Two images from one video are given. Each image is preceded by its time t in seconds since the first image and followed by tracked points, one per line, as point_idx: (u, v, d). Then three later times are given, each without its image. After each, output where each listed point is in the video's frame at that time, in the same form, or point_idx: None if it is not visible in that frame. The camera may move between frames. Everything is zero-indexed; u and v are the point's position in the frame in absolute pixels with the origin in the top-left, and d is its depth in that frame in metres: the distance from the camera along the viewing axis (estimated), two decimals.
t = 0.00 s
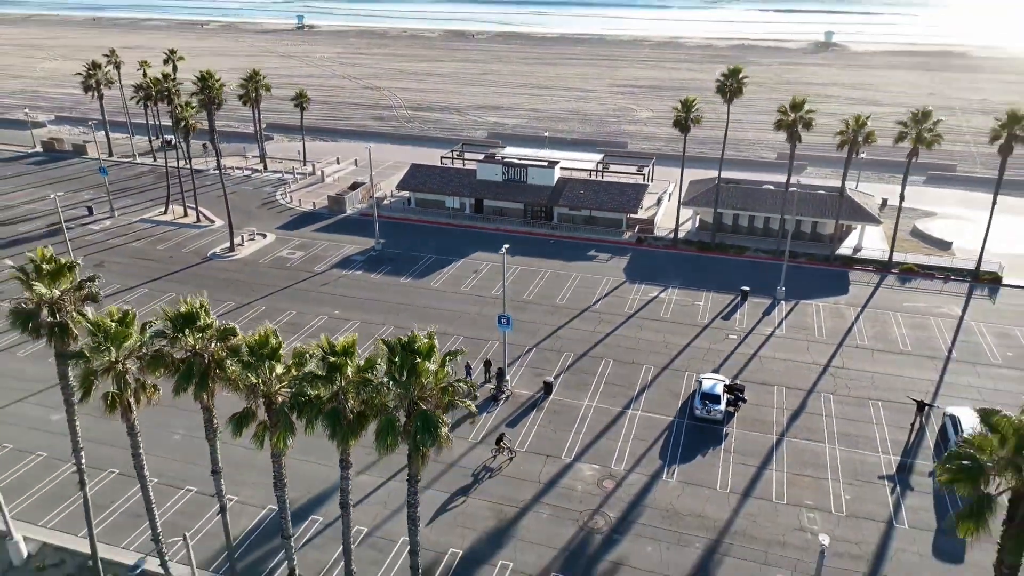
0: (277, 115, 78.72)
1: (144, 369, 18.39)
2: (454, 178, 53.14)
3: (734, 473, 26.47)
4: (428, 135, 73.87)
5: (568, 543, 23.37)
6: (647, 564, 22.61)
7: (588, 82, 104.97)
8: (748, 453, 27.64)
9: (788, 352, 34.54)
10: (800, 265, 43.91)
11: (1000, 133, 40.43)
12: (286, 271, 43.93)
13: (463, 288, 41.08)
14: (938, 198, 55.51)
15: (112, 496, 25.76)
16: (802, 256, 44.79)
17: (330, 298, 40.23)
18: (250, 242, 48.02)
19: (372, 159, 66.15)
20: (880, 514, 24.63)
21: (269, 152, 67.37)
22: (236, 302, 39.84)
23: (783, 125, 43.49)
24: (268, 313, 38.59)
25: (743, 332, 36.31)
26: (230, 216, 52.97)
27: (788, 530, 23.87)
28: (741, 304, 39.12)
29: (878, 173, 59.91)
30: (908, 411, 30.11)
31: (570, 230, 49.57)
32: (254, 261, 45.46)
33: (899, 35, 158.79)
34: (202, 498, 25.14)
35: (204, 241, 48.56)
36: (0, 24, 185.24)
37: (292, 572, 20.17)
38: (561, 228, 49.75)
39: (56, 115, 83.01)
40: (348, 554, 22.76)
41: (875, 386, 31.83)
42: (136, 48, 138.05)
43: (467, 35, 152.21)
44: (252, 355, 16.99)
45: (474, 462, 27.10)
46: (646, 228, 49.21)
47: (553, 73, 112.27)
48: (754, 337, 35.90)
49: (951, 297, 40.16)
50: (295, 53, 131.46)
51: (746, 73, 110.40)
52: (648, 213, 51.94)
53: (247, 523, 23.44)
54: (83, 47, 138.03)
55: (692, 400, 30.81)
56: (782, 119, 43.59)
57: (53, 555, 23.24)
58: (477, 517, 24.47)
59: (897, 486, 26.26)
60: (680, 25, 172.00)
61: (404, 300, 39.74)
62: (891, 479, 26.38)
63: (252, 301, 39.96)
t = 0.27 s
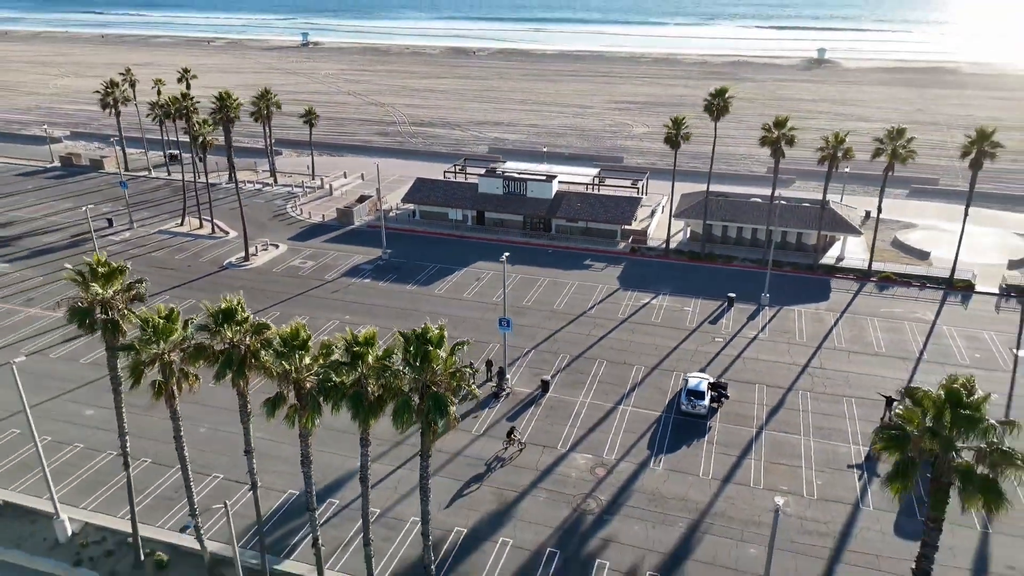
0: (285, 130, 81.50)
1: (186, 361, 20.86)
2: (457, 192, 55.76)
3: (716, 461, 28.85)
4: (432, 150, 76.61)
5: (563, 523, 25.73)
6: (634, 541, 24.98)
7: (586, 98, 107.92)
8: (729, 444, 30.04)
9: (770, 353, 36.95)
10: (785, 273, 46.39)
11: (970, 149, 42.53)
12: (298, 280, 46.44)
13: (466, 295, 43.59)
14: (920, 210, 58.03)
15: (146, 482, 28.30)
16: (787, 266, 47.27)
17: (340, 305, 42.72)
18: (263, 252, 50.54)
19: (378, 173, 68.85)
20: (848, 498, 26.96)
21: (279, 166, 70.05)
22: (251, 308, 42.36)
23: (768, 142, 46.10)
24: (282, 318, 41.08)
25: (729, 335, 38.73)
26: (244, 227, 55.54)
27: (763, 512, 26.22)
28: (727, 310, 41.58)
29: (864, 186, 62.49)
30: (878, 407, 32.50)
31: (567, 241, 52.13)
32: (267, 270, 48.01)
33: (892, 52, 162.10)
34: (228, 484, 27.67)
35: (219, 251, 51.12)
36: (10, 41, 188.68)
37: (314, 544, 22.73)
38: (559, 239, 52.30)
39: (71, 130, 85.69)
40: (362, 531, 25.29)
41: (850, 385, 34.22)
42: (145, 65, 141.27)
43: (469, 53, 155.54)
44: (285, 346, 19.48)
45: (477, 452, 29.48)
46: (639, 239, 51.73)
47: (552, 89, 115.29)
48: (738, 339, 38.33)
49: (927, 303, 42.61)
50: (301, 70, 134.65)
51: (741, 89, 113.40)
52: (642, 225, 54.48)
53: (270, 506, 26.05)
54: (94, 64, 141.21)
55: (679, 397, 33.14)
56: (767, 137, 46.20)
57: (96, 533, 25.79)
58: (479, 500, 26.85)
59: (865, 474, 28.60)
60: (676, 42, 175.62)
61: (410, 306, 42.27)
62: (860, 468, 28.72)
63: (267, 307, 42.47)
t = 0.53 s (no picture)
0: (292, 145, 84.39)
1: (222, 354, 23.43)
2: (459, 203, 58.52)
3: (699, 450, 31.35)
4: (434, 164, 79.44)
5: (558, 505, 28.25)
6: (622, 520, 27.49)
7: (583, 113, 110.95)
8: (712, 435, 32.56)
9: (752, 354, 39.51)
10: (769, 281, 49.04)
11: (941, 163, 45.35)
12: (309, 287, 49.08)
13: (468, 301, 46.23)
14: (901, 220, 60.77)
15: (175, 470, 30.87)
16: (771, 273, 49.96)
17: (350, 310, 45.36)
18: (275, 261, 53.21)
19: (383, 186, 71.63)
20: (819, 483, 29.47)
21: (287, 179, 72.81)
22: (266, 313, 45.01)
23: (752, 156, 49.01)
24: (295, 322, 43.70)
25: (715, 337, 41.34)
26: (255, 238, 58.22)
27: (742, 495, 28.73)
28: (714, 314, 44.19)
29: (848, 197, 65.23)
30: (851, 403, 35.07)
31: (564, 250, 54.84)
32: (279, 277, 50.66)
33: (883, 67, 165.65)
34: (251, 471, 30.26)
35: (233, 260, 53.78)
36: (18, 56, 191.93)
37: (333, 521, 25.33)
38: (556, 249, 55.00)
39: (85, 145, 88.55)
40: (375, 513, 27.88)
41: (825, 382, 36.80)
42: (152, 80, 144.36)
43: (469, 68, 158.89)
44: (311, 340, 22.04)
45: (479, 444, 32.01)
46: (632, 248, 54.44)
47: (550, 104, 118.41)
48: (724, 341, 40.94)
49: (902, 308, 45.25)
50: (305, 85, 137.79)
51: (734, 104, 116.53)
52: (635, 235, 57.21)
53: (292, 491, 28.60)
54: (102, 79, 144.34)
55: (667, 394, 35.66)
56: (751, 151, 49.11)
57: (132, 515, 28.41)
58: (481, 485, 29.38)
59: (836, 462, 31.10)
60: (672, 57, 179.22)
61: (415, 311, 44.92)
62: (831, 457, 31.24)
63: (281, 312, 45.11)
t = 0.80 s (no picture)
0: (299, 158, 87.28)
1: (250, 351, 26.12)
2: (460, 215, 61.27)
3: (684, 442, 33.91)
4: (436, 177, 82.26)
5: (554, 492, 30.79)
6: (612, 505, 30.05)
7: (580, 127, 113.99)
8: (697, 429, 35.15)
9: (737, 356, 42.10)
10: (755, 288, 51.71)
11: (915, 177, 47.94)
12: (319, 294, 51.71)
13: (470, 307, 48.87)
14: (884, 230, 63.47)
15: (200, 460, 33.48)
16: (757, 281, 52.67)
17: (358, 315, 48.00)
18: (285, 270, 55.86)
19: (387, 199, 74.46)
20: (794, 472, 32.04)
21: (295, 192, 75.61)
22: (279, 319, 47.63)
23: (738, 170, 51.82)
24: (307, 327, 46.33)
25: (702, 340, 43.98)
26: (266, 248, 60.93)
27: (722, 482, 31.31)
28: (701, 319, 46.83)
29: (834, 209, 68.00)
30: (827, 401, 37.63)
31: (561, 259, 57.55)
32: (290, 285, 53.29)
33: (874, 81, 169.17)
34: (271, 461, 32.83)
35: (246, 269, 56.46)
36: (26, 70, 195.36)
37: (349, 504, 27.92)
38: (553, 258, 57.71)
39: (98, 158, 91.39)
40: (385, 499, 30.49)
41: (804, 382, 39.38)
42: (159, 94, 147.53)
43: (469, 82, 162.26)
44: (332, 336, 24.72)
45: (481, 438, 34.58)
46: (626, 258, 57.14)
47: (548, 118, 121.49)
48: (710, 344, 43.55)
49: (879, 314, 47.91)
50: (309, 99, 140.92)
51: (727, 118, 119.59)
52: (629, 245, 59.93)
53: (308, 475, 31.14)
54: (110, 93, 147.50)
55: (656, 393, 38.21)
56: (737, 166, 51.90)
57: (162, 500, 30.97)
58: (483, 474, 31.94)
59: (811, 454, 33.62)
60: (668, 71, 182.72)
61: (420, 316, 47.57)
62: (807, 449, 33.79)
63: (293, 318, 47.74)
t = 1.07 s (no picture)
0: (306, 172, 90.41)
1: (275, 350, 28.96)
2: (463, 226, 64.23)
3: (670, 435, 36.73)
4: (438, 189, 85.34)
5: (549, 481, 33.57)
6: (602, 491, 32.87)
7: (578, 141, 117.27)
8: (682, 424, 37.95)
9: (722, 359, 44.92)
10: (742, 296, 54.60)
11: (890, 191, 50.90)
12: (329, 301, 54.58)
13: (471, 313, 51.73)
14: (868, 241, 66.39)
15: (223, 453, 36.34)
16: (744, 289, 55.57)
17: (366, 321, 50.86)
18: (296, 278, 58.78)
19: (392, 211, 77.50)
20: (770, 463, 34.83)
21: (303, 204, 78.66)
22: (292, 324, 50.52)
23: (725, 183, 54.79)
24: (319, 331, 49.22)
25: (689, 344, 46.83)
26: (277, 258, 63.88)
27: (704, 472, 34.12)
28: (690, 324, 49.69)
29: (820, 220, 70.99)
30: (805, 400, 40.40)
31: (558, 268, 60.48)
32: (301, 293, 56.18)
33: (867, 96, 172.66)
34: (288, 454, 35.66)
35: (259, 278, 59.41)
36: (35, 84, 199.03)
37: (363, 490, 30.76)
38: (551, 268, 60.63)
39: (112, 172, 94.58)
40: (394, 487, 33.34)
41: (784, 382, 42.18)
42: (167, 108, 151.05)
43: (470, 97, 165.82)
44: (349, 335, 27.57)
45: (482, 433, 37.37)
46: (620, 266, 60.07)
47: (547, 132, 124.79)
48: (698, 347, 46.39)
49: (858, 320, 50.76)
50: (313, 113, 144.36)
51: (721, 132, 122.88)
52: (623, 255, 62.85)
53: (324, 465, 33.99)
54: (120, 107, 150.94)
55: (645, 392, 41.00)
56: (724, 180, 54.88)
57: (190, 488, 33.81)
58: (484, 465, 34.74)
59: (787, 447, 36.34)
60: (665, 86, 186.37)
61: (425, 322, 50.45)
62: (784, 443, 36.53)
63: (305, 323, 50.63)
